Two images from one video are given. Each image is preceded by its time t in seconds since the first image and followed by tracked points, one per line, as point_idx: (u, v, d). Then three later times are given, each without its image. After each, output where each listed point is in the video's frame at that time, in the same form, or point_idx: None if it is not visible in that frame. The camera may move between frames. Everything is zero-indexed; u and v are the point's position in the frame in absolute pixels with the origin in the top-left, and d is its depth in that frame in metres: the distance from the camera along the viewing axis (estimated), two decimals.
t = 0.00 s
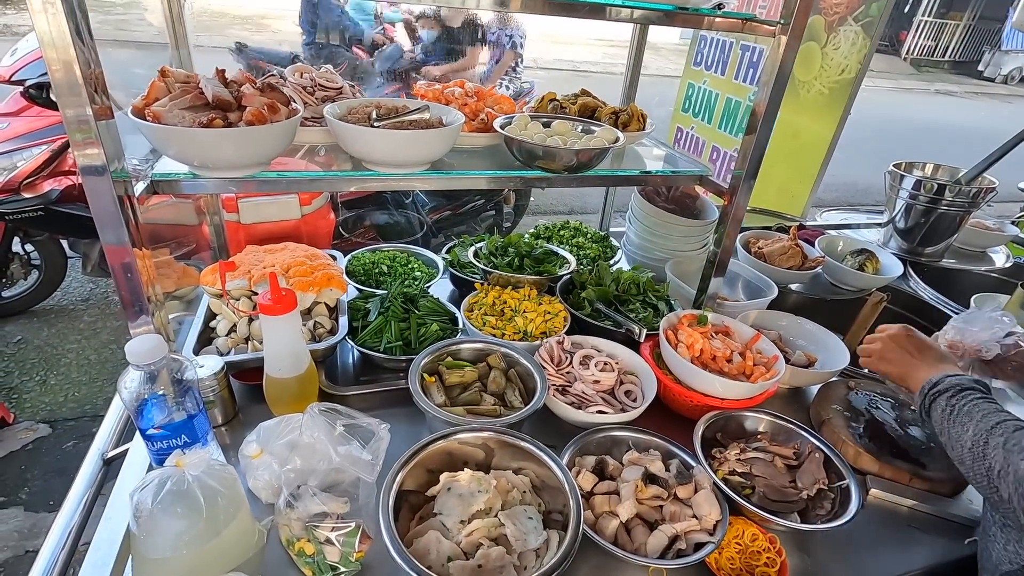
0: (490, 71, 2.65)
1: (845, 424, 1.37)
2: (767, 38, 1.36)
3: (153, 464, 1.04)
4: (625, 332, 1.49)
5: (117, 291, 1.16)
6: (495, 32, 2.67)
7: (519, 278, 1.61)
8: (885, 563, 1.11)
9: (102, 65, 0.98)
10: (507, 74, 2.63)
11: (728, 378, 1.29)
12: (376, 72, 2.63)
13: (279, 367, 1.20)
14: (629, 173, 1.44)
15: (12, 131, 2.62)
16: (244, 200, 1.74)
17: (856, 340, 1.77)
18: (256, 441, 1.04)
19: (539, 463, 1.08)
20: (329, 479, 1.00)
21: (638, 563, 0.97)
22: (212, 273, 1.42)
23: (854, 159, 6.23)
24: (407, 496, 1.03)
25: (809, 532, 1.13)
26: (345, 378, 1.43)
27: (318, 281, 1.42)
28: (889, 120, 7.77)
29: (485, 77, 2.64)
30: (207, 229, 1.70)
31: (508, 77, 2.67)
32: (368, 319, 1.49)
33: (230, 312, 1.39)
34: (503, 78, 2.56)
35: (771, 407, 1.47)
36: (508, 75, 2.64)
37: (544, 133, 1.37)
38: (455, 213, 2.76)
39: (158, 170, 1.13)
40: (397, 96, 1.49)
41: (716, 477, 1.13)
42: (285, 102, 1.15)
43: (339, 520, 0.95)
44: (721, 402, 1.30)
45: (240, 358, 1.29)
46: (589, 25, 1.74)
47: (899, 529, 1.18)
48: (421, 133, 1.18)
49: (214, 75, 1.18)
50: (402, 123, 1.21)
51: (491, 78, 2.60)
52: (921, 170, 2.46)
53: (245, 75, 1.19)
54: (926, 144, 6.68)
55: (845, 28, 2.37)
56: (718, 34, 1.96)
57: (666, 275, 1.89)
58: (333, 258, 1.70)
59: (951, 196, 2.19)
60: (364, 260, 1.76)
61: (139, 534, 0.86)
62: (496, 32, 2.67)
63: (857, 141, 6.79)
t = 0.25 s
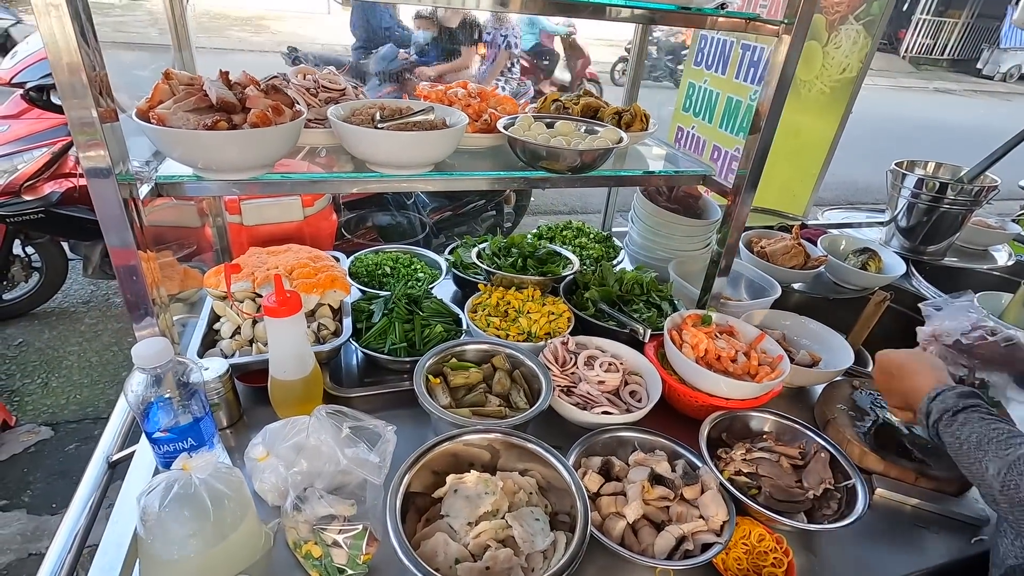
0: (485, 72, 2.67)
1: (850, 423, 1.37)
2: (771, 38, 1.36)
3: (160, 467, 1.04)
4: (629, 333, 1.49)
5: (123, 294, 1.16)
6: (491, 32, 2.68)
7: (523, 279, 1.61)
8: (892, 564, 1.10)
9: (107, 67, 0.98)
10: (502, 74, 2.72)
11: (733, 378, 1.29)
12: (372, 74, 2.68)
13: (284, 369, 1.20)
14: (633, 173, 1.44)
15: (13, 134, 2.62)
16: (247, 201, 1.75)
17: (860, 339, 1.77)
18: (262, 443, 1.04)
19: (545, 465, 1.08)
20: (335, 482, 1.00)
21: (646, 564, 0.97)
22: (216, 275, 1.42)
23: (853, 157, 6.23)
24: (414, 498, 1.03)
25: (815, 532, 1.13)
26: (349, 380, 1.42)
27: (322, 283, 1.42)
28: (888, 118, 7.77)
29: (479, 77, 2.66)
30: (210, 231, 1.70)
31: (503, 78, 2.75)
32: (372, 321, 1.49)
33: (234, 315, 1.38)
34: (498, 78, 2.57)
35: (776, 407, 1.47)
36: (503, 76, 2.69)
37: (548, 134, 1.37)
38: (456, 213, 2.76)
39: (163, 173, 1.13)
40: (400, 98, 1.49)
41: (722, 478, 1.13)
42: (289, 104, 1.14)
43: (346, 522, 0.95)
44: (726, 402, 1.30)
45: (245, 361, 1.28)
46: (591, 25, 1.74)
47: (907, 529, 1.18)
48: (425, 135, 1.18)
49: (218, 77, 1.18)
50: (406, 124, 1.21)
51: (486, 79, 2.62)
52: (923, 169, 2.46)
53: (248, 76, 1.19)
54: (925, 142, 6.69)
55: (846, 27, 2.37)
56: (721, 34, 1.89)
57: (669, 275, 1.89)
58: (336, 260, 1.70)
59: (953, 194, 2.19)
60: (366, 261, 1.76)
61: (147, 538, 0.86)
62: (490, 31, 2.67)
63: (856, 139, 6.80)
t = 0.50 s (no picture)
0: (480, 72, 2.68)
1: (854, 423, 1.37)
2: (773, 38, 1.36)
3: (166, 471, 1.04)
4: (632, 333, 1.49)
5: (127, 297, 1.16)
6: (486, 33, 2.69)
7: (525, 280, 1.61)
8: (897, 563, 1.11)
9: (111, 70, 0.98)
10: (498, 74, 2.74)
11: (737, 379, 1.29)
12: (370, 75, 2.68)
13: (288, 372, 1.20)
14: (635, 174, 1.44)
15: (12, 136, 2.61)
16: (249, 204, 1.74)
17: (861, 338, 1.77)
18: (267, 447, 1.03)
19: (551, 466, 1.08)
20: (341, 485, 1.00)
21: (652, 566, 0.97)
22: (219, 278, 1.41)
23: (851, 155, 6.24)
24: (420, 500, 1.03)
25: (820, 532, 1.13)
26: (353, 382, 1.42)
27: (325, 285, 1.42)
28: (886, 116, 7.78)
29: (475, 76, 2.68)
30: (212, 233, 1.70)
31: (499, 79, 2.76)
32: (376, 323, 1.49)
33: (238, 317, 1.38)
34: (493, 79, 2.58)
35: (779, 407, 1.47)
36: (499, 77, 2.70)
37: (550, 135, 1.37)
38: (456, 214, 2.76)
39: (166, 176, 1.13)
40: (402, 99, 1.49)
41: (727, 479, 1.13)
42: (293, 107, 1.14)
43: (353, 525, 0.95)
44: (730, 403, 1.30)
45: (249, 363, 1.28)
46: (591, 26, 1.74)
47: (911, 528, 1.18)
48: (428, 137, 1.18)
49: (220, 79, 1.17)
50: (410, 126, 1.21)
51: (482, 79, 2.62)
52: (924, 167, 2.46)
53: (251, 79, 1.18)
54: (924, 140, 6.70)
55: (846, 26, 2.37)
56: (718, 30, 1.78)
57: (671, 275, 1.89)
58: (338, 261, 1.70)
59: (954, 193, 2.19)
60: (369, 262, 1.76)
61: (153, 543, 0.86)
62: (486, 32, 2.69)
63: (855, 137, 6.81)
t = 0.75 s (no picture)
0: (476, 72, 2.69)
1: (856, 424, 1.37)
2: (774, 38, 1.36)
3: (168, 476, 1.03)
4: (634, 334, 1.49)
5: (128, 300, 1.16)
6: (482, 32, 2.71)
7: (527, 281, 1.61)
8: (901, 565, 1.10)
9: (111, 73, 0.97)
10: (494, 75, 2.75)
11: (739, 380, 1.29)
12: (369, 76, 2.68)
13: (290, 375, 1.19)
14: (636, 175, 1.44)
15: (9, 138, 2.60)
16: (248, 206, 1.72)
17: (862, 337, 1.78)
18: (269, 451, 1.03)
19: (554, 469, 1.07)
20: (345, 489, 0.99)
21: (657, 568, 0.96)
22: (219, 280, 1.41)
23: (848, 154, 6.25)
24: (423, 504, 1.03)
25: (824, 534, 1.13)
26: (354, 385, 1.42)
27: (326, 287, 1.41)
28: (883, 114, 7.80)
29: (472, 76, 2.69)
30: (212, 235, 1.70)
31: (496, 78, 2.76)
32: (377, 325, 1.49)
33: (238, 320, 1.38)
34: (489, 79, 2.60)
35: (781, 408, 1.47)
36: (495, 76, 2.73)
37: (552, 136, 1.37)
38: (456, 214, 2.76)
39: (167, 179, 1.13)
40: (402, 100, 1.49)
41: (730, 480, 1.13)
42: (294, 109, 1.14)
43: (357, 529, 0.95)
44: (732, 404, 1.30)
45: (250, 366, 1.28)
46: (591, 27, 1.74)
47: (915, 529, 1.18)
48: (430, 139, 1.17)
49: (221, 81, 1.17)
50: (411, 128, 1.21)
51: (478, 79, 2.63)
52: (923, 166, 2.47)
53: (252, 81, 1.18)
54: (921, 138, 6.71)
55: (846, 26, 2.36)
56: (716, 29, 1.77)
57: (672, 276, 1.89)
58: (338, 263, 1.70)
59: (954, 192, 2.19)
60: (369, 264, 1.76)
61: (156, 549, 0.86)
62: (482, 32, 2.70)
63: (852, 136, 6.82)
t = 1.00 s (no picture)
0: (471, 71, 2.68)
1: (858, 424, 1.37)
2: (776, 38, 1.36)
3: (171, 479, 1.03)
4: (635, 335, 1.49)
5: (130, 303, 1.16)
6: (479, 32, 2.71)
7: (528, 282, 1.61)
8: (904, 564, 1.11)
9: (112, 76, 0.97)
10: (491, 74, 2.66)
11: (741, 380, 1.29)
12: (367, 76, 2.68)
13: (292, 378, 1.19)
14: (638, 176, 1.44)
15: (7, 139, 2.59)
16: (249, 208, 1.72)
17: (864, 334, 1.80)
18: (272, 454, 1.03)
19: (557, 471, 1.08)
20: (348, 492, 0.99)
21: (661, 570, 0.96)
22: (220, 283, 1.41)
23: (847, 152, 6.25)
24: (427, 506, 1.03)
25: (827, 534, 1.13)
26: (356, 387, 1.42)
27: (328, 289, 1.41)
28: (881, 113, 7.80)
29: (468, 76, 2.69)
30: (212, 237, 1.69)
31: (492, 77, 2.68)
32: (379, 327, 1.49)
33: (240, 323, 1.38)
34: (486, 78, 2.59)
35: (783, 408, 1.47)
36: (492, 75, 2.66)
37: (553, 138, 1.37)
38: (456, 215, 2.75)
39: (168, 182, 1.13)
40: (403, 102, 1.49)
41: (733, 481, 1.13)
42: (295, 112, 1.14)
43: (360, 532, 0.95)
44: (734, 404, 1.30)
45: (252, 369, 1.28)
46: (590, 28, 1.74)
47: (917, 528, 1.19)
48: (431, 141, 1.17)
49: (221, 84, 1.17)
50: (412, 130, 1.21)
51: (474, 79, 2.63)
52: (923, 166, 2.47)
53: (253, 83, 1.18)
54: (918, 136, 6.72)
55: (845, 26, 2.36)
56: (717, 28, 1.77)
57: (673, 276, 1.89)
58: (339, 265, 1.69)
59: (953, 191, 2.21)
60: (370, 265, 1.76)
61: (161, 552, 0.86)
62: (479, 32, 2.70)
63: (850, 134, 6.83)
